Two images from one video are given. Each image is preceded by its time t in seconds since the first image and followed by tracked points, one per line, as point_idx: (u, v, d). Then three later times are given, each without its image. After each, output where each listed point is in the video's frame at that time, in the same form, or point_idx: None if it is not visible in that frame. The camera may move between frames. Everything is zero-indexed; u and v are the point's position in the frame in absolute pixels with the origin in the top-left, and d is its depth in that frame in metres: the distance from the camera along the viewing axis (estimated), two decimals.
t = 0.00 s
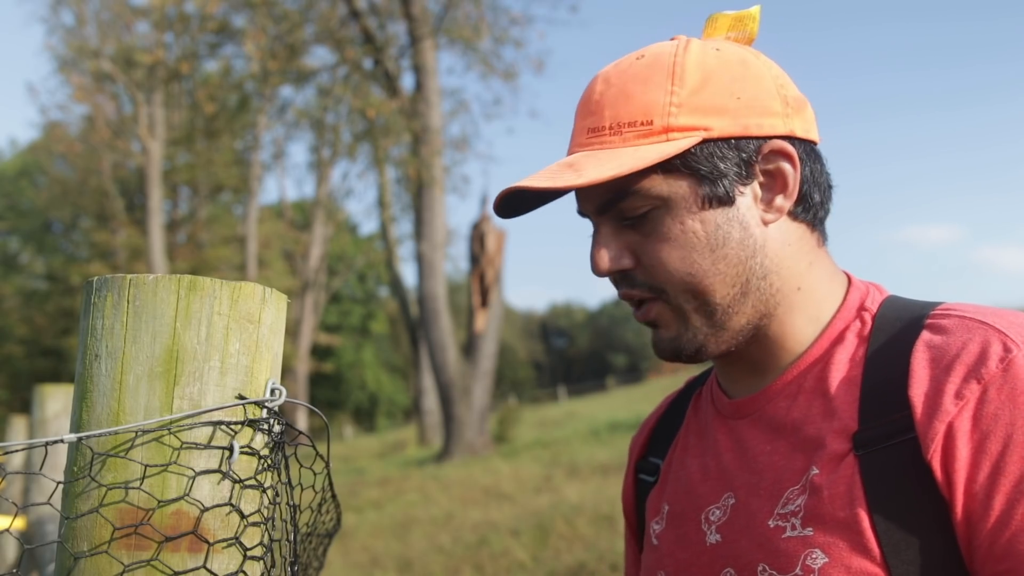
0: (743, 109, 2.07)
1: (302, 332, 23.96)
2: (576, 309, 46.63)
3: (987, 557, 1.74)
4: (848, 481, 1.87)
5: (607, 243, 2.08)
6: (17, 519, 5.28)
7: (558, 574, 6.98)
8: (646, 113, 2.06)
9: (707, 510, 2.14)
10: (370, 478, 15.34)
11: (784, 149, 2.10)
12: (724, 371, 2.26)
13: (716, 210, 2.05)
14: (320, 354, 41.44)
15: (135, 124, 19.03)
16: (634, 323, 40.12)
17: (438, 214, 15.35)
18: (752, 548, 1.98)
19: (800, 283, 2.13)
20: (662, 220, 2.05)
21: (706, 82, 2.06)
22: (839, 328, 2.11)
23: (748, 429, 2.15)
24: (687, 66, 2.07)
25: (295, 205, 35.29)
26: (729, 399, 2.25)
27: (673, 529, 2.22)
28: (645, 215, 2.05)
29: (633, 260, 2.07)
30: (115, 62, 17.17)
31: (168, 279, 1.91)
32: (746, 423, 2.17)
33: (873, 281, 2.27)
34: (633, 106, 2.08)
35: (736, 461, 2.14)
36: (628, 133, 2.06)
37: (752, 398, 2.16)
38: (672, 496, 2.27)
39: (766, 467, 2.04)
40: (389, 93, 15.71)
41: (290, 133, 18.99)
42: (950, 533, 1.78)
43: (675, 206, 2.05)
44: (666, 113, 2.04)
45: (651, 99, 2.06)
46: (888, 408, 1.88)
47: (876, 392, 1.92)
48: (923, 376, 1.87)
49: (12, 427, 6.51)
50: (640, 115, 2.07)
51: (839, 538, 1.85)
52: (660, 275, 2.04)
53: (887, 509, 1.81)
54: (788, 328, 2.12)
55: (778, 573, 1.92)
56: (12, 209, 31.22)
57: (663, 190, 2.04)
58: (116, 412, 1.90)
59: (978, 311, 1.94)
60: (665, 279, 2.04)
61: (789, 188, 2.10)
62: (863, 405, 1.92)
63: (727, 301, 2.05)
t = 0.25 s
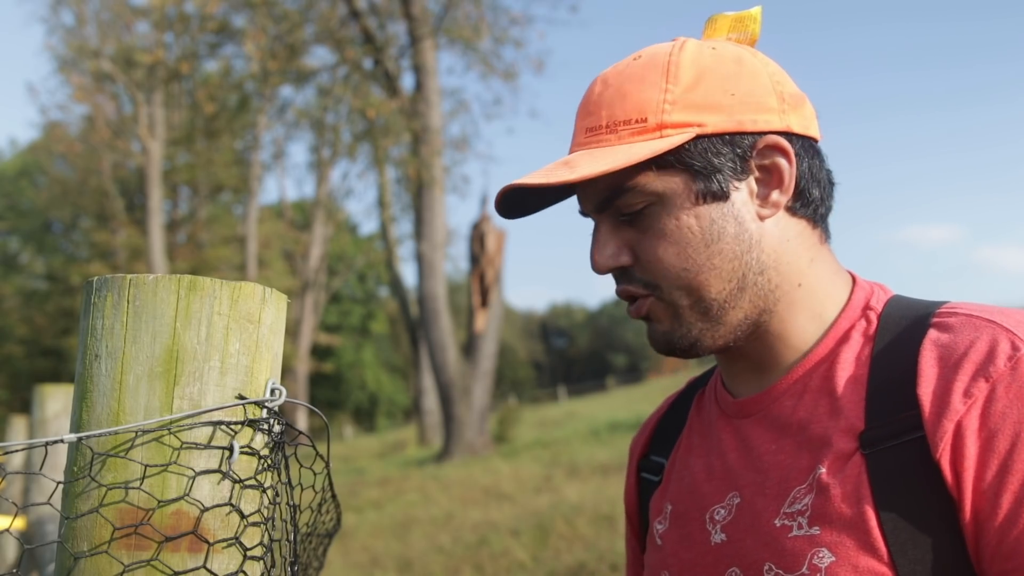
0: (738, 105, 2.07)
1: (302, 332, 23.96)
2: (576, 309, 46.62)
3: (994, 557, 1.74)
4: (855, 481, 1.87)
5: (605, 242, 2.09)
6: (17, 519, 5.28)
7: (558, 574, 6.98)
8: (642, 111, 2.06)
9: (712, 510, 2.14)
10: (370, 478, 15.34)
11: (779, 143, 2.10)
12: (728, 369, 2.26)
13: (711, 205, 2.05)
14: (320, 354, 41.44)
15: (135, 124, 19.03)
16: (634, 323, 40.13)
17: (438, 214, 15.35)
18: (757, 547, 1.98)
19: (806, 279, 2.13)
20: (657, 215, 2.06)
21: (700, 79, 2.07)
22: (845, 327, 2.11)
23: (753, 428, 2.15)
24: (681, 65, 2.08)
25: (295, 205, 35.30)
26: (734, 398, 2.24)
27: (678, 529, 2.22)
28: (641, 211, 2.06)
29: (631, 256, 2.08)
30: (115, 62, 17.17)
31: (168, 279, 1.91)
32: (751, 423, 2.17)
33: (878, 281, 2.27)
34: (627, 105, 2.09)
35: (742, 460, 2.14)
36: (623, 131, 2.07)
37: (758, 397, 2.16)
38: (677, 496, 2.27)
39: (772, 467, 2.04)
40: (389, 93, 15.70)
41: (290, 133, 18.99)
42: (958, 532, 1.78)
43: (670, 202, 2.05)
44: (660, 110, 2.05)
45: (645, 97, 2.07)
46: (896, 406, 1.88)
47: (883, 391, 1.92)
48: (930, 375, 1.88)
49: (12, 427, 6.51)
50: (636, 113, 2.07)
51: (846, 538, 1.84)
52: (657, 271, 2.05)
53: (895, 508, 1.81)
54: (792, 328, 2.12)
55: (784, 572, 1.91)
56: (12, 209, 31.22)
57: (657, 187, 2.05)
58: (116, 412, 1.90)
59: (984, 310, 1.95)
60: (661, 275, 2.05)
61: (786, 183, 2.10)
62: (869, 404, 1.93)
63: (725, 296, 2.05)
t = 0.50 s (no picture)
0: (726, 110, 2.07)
1: (302, 331, 23.96)
2: (575, 309, 46.60)
3: (993, 552, 1.73)
4: (853, 478, 1.87)
5: (601, 248, 2.12)
6: (17, 519, 5.28)
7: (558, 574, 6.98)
8: (630, 118, 2.06)
9: (712, 511, 2.14)
10: (370, 478, 15.34)
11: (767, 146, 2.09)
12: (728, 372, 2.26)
13: (700, 209, 2.05)
14: (320, 354, 41.44)
15: (135, 124, 19.02)
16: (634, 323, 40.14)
17: (438, 214, 15.36)
18: (757, 546, 1.98)
19: (803, 279, 2.13)
20: (648, 220, 2.07)
21: (687, 86, 2.07)
22: (843, 327, 2.11)
23: (753, 428, 2.15)
24: (669, 71, 2.08)
25: (295, 205, 35.32)
26: (733, 400, 2.24)
27: (678, 530, 2.22)
28: (631, 217, 2.08)
29: (625, 261, 2.10)
30: (115, 62, 17.17)
31: (168, 279, 1.91)
32: (750, 423, 2.17)
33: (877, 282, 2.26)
34: (617, 113, 2.09)
35: (741, 460, 2.14)
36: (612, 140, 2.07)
37: (756, 397, 2.16)
38: (677, 497, 2.27)
39: (770, 466, 2.04)
40: (389, 93, 15.69)
41: (290, 133, 19.00)
42: (957, 529, 1.78)
43: (661, 208, 2.06)
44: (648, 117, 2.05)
45: (636, 104, 2.07)
46: (894, 405, 1.88)
47: (882, 389, 1.92)
48: (927, 371, 1.88)
49: (12, 427, 6.50)
50: (625, 121, 2.07)
51: (844, 535, 1.84)
52: (651, 276, 2.07)
53: (893, 504, 1.80)
54: (790, 330, 2.12)
55: (784, 571, 1.91)
56: (12, 209, 31.23)
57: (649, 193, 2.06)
58: (116, 412, 1.89)
59: (980, 307, 1.96)
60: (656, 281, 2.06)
61: (775, 184, 2.10)
62: (867, 402, 1.93)
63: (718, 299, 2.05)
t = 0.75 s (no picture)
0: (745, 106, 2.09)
1: (302, 332, 23.95)
2: (575, 309, 46.58)
3: (993, 545, 1.73)
4: (851, 474, 1.87)
5: (616, 229, 2.10)
6: (17, 519, 5.28)
7: (558, 574, 6.98)
8: (655, 102, 2.06)
9: (710, 510, 2.14)
10: (370, 478, 15.34)
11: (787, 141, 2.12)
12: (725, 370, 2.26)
13: (720, 194, 2.06)
14: (320, 354, 41.44)
15: (135, 124, 19.02)
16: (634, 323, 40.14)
17: (438, 214, 15.35)
18: (756, 543, 1.98)
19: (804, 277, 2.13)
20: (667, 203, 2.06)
21: (707, 80, 2.08)
22: (838, 326, 2.11)
23: (749, 427, 2.16)
24: (689, 63, 2.09)
25: (295, 204, 35.32)
26: (730, 400, 2.25)
27: (676, 530, 2.22)
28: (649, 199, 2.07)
29: (640, 246, 2.08)
30: (115, 62, 17.18)
31: (168, 279, 1.91)
32: (747, 422, 2.17)
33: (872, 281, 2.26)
34: (640, 96, 2.08)
35: (738, 459, 2.14)
36: (636, 121, 2.06)
37: (752, 397, 2.17)
38: (674, 497, 2.28)
39: (768, 464, 2.04)
40: (389, 93, 15.69)
41: (290, 133, 19.00)
42: (956, 523, 1.78)
43: (683, 190, 2.06)
44: (671, 102, 2.05)
45: (658, 90, 2.07)
46: (889, 401, 1.88)
47: (878, 385, 1.93)
48: (923, 368, 1.88)
49: (12, 427, 6.51)
50: (650, 104, 2.06)
51: (843, 531, 1.84)
52: (667, 258, 2.04)
53: (891, 500, 1.80)
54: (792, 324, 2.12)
55: (783, 568, 1.91)
56: (12, 209, 31.23)
57: (668, 175, 2.06)
58: (116, 411, 1.89)
59: (977, 303, 1.96)
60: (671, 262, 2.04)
61: (791, 177, 2.11)
62: (863, 398, 1.93)
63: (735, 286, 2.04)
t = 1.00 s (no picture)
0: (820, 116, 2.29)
1: (302, 332, 23.95)
2: (575, 309, 46.53)
3: (992, 539, 1.73)
4: (848, 473, 1.87)
5: (723, 179, 2.14)
6: (17, 519, 5.28)
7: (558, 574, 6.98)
8: (776, 71, 2.14)
9: (706, 512, 2.13)
10: (370, 478, 15.34)
11: (835, 158, 2.36)
12: (728, 369, 2.30)
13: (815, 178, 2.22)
14: (320, 354, 41.43)
15: (135, 125, 19.02)
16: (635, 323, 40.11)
17: (438, 214, 15.35)
18: (752, 544, 1.97)
19: (819, 273, 2.20)
20: (775, 168, 2.15)
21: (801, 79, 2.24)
22: (834, 325, 2.16)
23: (746, 427, 2.16)
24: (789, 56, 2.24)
25: (295, 204, 35.31)
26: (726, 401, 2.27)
27: (671, 533, 2.22)
28: (761, 161, 2.15)
29: (742, 202, 2.12)
30: (115, 62, 17.19)
31: (168, 279, 1.91)
32: (742, 422, 2.18)
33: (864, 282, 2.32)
34: (762, 61, 2.15)
35: (733, 460, 2.14)
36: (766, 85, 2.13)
37: (749, 397, 2.19)
38: (668, 501, 2.27)
39: (764, 464, 2.04)
40: (389, 93, 15.69)
41: (290, 133, 19.00)
42: (953, 520, 1.78)
43: (792, 162, 2.17)
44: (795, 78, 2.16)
45: (774, 63, 2.16)
46: (883, 400, 1.89)
47: (872, 384, 1.94)
48: (918, 366, 1.90)
49: (12, 427, 6.51)
50: (771, 71, 2.14)
51: (840, 529, 1.83)
52: (777, 218, 2.10)
53: (888, 498, 1.80)
54: (812, 311, 2.17)
55: (780, 569, 1.89)
56: (12, 209, 31.24)
57: (778, 144, 2.17)
58: (116, 412, 1.89)
59: (966, 302, 1.98)
60: (782, 221, 2.10)
61: (832, 189, 2.34)
62: (858, 397, 1.94)
63: (809, 263, 2.14)
